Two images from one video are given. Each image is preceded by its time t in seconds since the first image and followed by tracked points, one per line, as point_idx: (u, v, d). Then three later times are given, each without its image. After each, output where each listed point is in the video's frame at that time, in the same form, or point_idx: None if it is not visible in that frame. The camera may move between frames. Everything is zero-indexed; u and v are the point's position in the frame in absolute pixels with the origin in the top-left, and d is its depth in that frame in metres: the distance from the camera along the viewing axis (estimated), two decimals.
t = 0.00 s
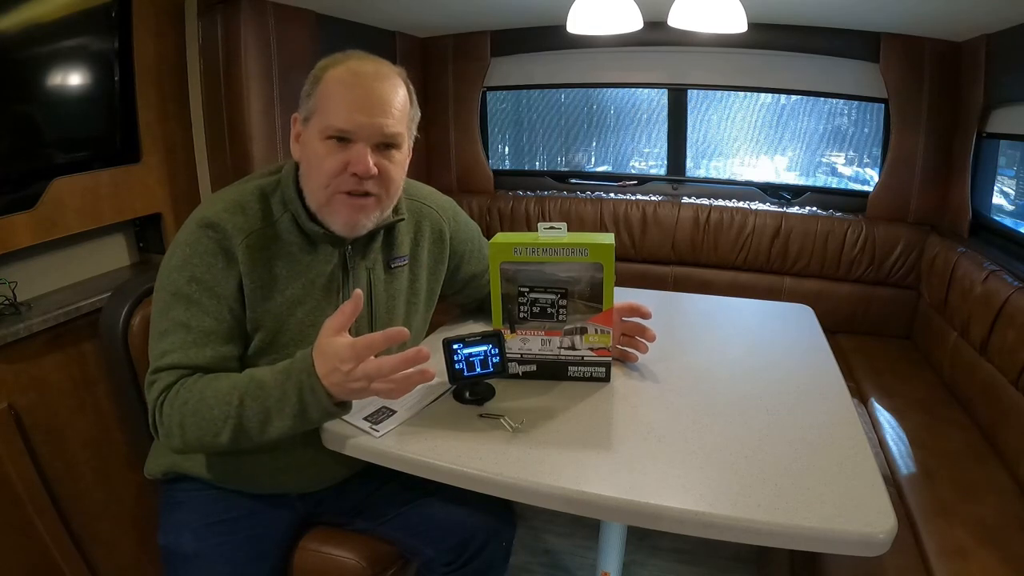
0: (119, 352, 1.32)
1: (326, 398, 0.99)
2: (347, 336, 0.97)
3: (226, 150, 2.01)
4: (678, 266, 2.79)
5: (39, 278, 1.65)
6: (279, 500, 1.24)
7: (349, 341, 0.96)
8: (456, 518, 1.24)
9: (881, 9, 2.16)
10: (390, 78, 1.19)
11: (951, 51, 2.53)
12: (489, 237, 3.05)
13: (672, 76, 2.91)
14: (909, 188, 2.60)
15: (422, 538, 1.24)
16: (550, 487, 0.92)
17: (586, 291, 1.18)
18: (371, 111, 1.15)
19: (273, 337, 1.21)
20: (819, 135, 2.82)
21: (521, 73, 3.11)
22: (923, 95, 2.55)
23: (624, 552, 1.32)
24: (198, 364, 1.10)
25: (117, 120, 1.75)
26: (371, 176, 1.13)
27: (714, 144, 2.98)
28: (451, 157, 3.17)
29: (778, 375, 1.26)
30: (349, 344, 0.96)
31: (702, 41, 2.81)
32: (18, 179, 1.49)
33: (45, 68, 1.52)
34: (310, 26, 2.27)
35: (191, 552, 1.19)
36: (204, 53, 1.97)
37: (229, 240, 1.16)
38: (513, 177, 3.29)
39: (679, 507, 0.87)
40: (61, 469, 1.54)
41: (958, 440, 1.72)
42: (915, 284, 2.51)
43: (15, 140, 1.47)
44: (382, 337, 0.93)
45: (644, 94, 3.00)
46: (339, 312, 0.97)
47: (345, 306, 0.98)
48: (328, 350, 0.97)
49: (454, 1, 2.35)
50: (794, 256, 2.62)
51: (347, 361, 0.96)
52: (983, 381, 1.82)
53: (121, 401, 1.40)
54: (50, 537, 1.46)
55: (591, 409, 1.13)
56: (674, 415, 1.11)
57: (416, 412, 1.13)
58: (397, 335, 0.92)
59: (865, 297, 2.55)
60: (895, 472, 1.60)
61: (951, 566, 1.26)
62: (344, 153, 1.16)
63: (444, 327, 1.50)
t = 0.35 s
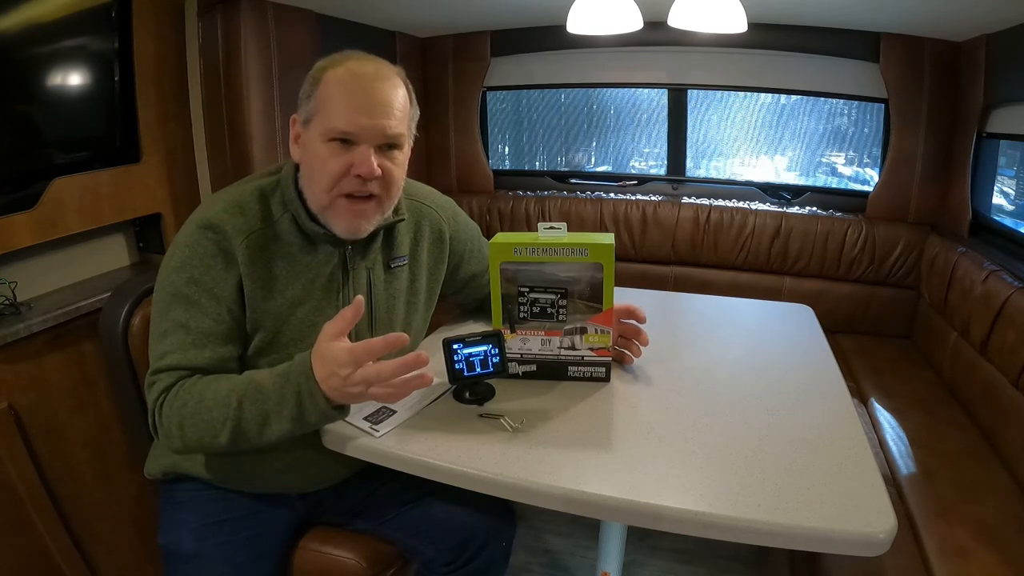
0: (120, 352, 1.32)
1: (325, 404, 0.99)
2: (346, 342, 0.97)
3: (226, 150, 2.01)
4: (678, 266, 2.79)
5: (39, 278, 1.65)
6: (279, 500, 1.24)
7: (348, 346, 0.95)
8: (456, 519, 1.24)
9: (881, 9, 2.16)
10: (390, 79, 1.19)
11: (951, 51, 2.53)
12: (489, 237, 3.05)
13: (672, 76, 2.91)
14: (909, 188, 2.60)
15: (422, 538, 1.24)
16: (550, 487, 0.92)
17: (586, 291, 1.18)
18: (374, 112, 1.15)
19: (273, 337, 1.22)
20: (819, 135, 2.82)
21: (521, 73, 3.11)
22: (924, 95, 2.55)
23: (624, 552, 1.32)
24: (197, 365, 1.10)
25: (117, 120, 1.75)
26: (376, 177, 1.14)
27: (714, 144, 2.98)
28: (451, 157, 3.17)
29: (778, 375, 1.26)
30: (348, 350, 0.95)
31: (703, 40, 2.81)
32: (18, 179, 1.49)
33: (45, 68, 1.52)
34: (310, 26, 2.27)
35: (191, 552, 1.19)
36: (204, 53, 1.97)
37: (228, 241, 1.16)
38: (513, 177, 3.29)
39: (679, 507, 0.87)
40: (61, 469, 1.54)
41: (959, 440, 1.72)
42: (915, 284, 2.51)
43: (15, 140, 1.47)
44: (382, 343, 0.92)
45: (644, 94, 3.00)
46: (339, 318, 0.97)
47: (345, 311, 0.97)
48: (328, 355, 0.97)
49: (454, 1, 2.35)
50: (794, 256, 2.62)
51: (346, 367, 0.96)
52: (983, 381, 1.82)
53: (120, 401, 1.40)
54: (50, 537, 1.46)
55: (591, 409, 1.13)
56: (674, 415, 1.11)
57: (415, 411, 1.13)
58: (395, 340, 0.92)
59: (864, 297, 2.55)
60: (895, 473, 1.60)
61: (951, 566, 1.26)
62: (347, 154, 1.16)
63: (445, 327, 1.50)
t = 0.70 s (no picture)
0: (119, 352, 1.32)
1: (319, 414, 0.99)
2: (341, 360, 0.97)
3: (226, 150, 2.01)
4: (678, 266, 2.79)
5: (39, 278, 1.65)
6: (280, 500, 1.24)
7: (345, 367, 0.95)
8: (456, 519, 1.24)
9: (881, 9, 2.16)
10: (393, 77, 1.19)
11: (951, 51, 2.53)
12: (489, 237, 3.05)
13: (672, 76, 2.91)
14: (909, 187, 2.60)
15: (422, 539, 1.24)
16: (550, 487, 0.92)
17: (586, 291, 1.18)
18: (387, 112, 1.15)
19: (272, 335, 1.22)
20: (819, 135, 2.82)
21: (521, 73, 3.11)
22: (924, 95, 2.55)
23: (624, 552, 1.32)
24: (196, 363, 1.10)
25: (117, 120, 1.75)
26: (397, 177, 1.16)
27: (714, 144, 2.98)
28: (451, 157, 3.17)
29: (778, 375, 1.26)
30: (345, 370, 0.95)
31: (703, 40, 2.81)
32: (19, 179, 1.49)
33: (45, 68, 1.52)
34: (310, 26, 2.27)
35: (192, 552, 1.19)
36: (204, 53, 1.97)
37: (227, 240, 1.16)
38: (513, 177, 3.29)
39: (678, 507, 0.87)
40: (61, 468, 1.54)
41: (959, 440, 1.72)
42: (915, 283, 2.51)
43: (15, 140, 1.47)
44: (382, 364, 0.93)
45: (644, 94, 3.00)
46: (335, 335, 0.96)
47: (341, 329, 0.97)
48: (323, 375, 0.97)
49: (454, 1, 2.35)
50: (794, 256, 2.62)
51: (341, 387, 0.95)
52: (983, 381, 1.82)
53: (120, 401, 1.40)
54: (50, 537, 1.46)
55: (591, 409, 1.13)
56: (674, 415, 1.10)
57: (416, 411, 1.13)
58: (401, 359, 0.93)
59: (864, 297, 2.55)
60: (895, 472, 1.60)
61: (951, 566, 1.26)
62: (362, 156, 1.16)
63: (445, 327, 1.50)
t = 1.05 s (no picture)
0: (119, 352, 1.32)
1: (331, 367, 0.95)
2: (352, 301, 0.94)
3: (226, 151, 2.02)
4: (678, 266, 2.79)
5: (39, 278, 1.65)
6: (280, 500, 1.24)
7: (356, 301, 0.92)
8: (457, 519, 1.24)
9: (881, 10, 2.16)
10: (391, 78, 1.19)
11: (951, 51, 2.53)
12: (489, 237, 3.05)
13: (672, 76, 2.91)
14: (910, 188, 2.60)
15: (422, 538, 1.24)
16: (550, 487, 0.92)
17: (586, 291, 1.17)
18: (378, 113, 1.15)
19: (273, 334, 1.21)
20: (819, 135, 2.82)
21: (521, 73, 3.11)
22: (924, 95, 2.55)
23: (624, 552, 1.32)
24: (200, 353, 1.08)
25: (117, 120, 1.75)
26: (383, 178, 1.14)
27: (714, 144, 2.98)
28: (450, 157, 3.17)
29: (778, 375, 1.26)
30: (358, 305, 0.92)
31: (703, 40, 2.81)
32: (18, 179, 1.49)
33: (45, 68, 1.52)
34: (310, 26, 2.27)
35: (191, 552, 1.19)
36: (205, 54, 1.97)
37: (230, 236, 1.16)
38: (513, 177, 3.29)
39: (678, 507, 0.87)
40: (61, 468, 1.54)
41: (959, 441, 1.72)
42: (915, 283, 2.51)
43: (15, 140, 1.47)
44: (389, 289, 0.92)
45: (644, 94, 3.00)
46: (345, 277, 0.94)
47: (351, 268, 0.95)
48: (332, 317, 0.93)
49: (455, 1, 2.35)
50: (794, 256, 2.62)
51: (355, 325, 0.92)
52: (983, 381, 1.82)
53: (120, 401, 1.40)
54: (50, 537, 1.46)
55: (590, 409, 1.13)
56: (674, 416, 1.10)
57: (416, 411, 1.13)
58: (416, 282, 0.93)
59: (864, 297, 2.55)
60: (895, 472, 1.60)
61: (951, 566, 1.26)
62: (351, 156, 1.16)
63: (445, 326, 1.50)
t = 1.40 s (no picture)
0: (120, 352, 1.32)
1: (355, 391, 1.05)
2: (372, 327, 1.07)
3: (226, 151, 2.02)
4: (678, 266, 2.79)
5: (39, 278, 1.65)
6: (280, 500, 1.24)
7: (378, 325, 1.05)
8: (456, 519, 1.24)
9: (881, 9, 2.16)
10: (390, 79, 1.19)
11: (951, 51, 2.53)
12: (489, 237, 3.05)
13: (672, 76, 2.91)
14: (910, 187, 2.60)
15: (422, 538, 1.24)
16: (550, 487, 0.92)
17: (586, 291, 1.17)
18: (373, 112, 1.15)
19: (274, 336, 1.21)
20: (819, 135, 2.82)
21: (521, 73, 3.11)
22: (924, 95, 2.55)
23: (625, 552, 1.32)
24: (208, 362, 1.10)
25: (118, 120, 1.75)
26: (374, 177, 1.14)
27: (714, 144, 2.98)
28: (451, 157, 3.17)
29: (778, 376, 1.26)
30: (380, 328, 1.05)
31: (703, 40, 2.81)
32: (18, 178, 1.49)
33: (44, 68, 1.52)
34: (310, 26, 2.27)
35: (191, 552, 1.19)
36: (205, 54, 1.97)
37: (230, 239, 1.16)
38: (513, 177, 3.29)
39: (678, 507, 0.87)
40: (61, 469, 1.54)
41: (959, 441, 1.72)
42: (915, 283, 2.51)
43: (15, 139, 1.47)
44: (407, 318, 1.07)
45: (644, 94, 3.00)
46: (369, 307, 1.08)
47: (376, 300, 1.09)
48: (355, 338, 1.05)
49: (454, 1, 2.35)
50: (794, 256, 2.62)
51: (377, 347, 1.04)
52: (983, 381, 1.82)
53: (121, 401, 1.40)
54: (50, 537, 1.46)
55: (591, 409, 1.13)
56: (674, 416, 1.10)
57: (416, 411, 1.13)
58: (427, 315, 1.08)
59: (865, 297, 2.55)
60: (895, 472, 1.60)
61: (951, 565, 1.26)
62: (345, 154, 1.16)
63: (445, 326, 1.50)
